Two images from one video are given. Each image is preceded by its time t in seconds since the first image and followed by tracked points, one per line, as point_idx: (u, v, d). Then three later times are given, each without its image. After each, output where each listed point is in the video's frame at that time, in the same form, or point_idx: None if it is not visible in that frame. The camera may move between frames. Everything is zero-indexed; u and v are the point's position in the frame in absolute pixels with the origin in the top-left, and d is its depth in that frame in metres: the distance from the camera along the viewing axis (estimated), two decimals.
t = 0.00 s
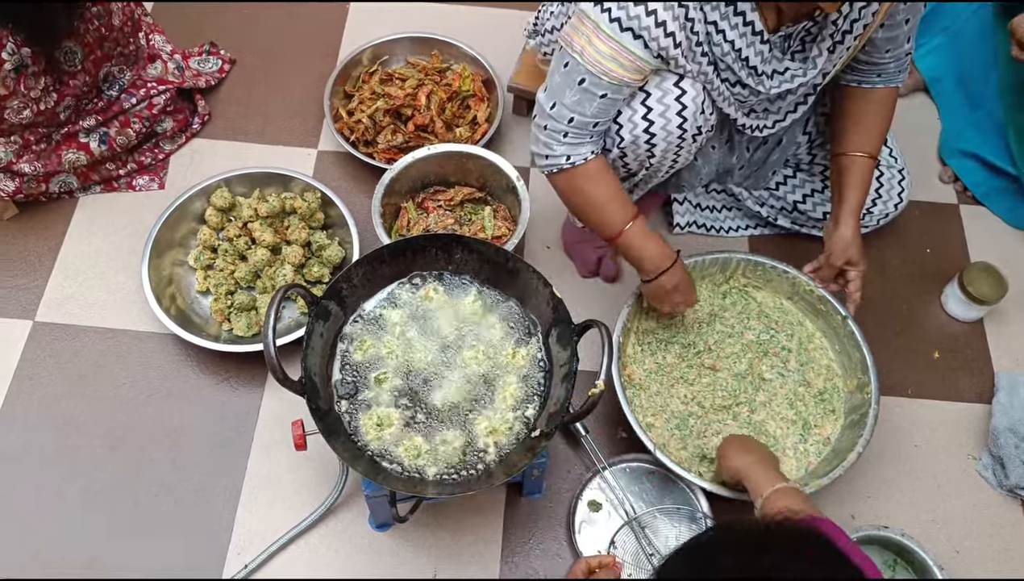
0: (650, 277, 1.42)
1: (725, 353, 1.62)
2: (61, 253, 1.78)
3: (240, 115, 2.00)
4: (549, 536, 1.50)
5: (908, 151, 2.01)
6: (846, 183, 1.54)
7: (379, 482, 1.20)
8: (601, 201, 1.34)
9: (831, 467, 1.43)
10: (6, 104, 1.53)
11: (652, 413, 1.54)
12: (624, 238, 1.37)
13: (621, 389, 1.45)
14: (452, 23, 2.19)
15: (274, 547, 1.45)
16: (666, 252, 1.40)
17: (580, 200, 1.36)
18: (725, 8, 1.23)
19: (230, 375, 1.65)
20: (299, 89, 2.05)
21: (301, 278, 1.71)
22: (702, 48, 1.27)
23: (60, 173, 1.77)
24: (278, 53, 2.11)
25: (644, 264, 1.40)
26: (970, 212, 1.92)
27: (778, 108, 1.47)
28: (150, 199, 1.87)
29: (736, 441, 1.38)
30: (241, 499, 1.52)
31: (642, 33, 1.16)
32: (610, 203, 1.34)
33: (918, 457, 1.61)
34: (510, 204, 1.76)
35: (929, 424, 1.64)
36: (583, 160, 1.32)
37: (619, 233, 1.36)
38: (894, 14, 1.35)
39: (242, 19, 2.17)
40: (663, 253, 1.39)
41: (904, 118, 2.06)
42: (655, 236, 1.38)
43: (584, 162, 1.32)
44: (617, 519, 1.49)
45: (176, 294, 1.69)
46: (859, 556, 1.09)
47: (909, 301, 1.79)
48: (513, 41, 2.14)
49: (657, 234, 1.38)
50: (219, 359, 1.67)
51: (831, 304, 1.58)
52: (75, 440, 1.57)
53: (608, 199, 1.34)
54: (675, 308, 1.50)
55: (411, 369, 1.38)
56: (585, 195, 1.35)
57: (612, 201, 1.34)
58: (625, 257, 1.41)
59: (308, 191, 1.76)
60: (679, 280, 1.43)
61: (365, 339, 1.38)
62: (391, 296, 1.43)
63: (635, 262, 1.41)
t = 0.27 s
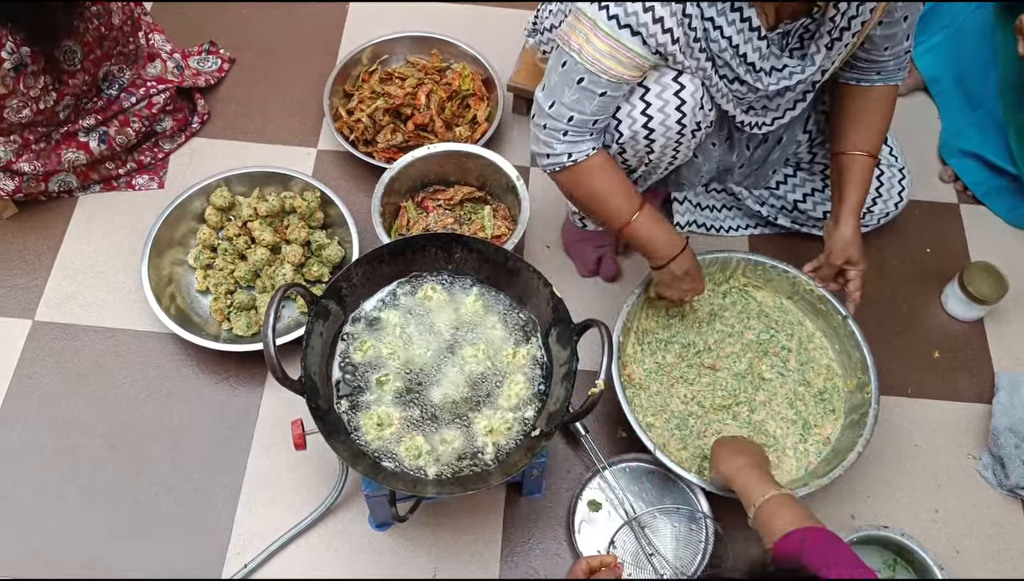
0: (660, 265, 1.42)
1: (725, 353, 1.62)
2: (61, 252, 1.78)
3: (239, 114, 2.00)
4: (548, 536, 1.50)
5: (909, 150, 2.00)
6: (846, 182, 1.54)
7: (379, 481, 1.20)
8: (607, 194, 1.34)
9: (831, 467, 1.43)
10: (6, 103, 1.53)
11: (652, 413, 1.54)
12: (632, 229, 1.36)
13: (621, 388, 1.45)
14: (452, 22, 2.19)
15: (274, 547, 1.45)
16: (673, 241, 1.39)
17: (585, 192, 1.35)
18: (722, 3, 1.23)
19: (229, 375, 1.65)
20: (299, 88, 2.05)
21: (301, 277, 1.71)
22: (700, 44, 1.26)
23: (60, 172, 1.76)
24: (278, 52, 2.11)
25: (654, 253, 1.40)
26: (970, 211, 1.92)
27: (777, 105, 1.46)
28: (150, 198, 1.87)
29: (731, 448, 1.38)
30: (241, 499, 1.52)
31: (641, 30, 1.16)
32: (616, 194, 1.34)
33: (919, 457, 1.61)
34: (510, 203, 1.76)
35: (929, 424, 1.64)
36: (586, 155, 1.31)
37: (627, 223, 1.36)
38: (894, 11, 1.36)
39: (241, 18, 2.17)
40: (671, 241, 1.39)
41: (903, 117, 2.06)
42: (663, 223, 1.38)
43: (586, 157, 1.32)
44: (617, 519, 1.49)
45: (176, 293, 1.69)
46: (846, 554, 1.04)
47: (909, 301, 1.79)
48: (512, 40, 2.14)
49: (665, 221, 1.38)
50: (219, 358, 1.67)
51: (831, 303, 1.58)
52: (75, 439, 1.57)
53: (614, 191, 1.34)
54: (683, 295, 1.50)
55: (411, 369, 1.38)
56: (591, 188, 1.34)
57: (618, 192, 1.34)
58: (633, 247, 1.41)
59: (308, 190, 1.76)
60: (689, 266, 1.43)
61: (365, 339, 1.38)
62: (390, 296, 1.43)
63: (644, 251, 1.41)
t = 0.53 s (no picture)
0: (660, 257, 1.38)
1: (726, 350, 1.62)
2: (63, 250, 1.78)
3: (241, 112, 2.00)
4: (550, 533, 1.51)
5: (910, 148, 2.00)
6: (846, 179, 1.54)
7: (381, 479, 1.20)
8: (596, 183, 1.33)
9: (832, 465, 1.43)
10: (8, 101, 1.54)
11: (654, 410, 1.54)
12: (626, 218, 1.34)
13: (623, 386, 1.46)
14: (453, 20, 2.19)
15: (276, 544, 1.45)
16: (672, 230, 1.35)
17: (575, 184, 1.35)
18: None
19: (231, 372, 1.65)
20: (301, 86, 2.05)
21: (303, 275, 1.71)
22: (688, 34, 1.27)
23: (62, 170, 1.76)
24: (280, 50, 2.11)
25: (652, 243, 1.36)
26: (972, 209, 1.92)
27: (770, 100, 1.46)
28: (152, 196, 1.87)
29: (771, 425, 1.21)
30: (243, 497, 1.53)
31: (625, 18, 1.17)
32: (607, 182, 1.33)
33: (921, 455, 1.61)
34: (512, 201, 1.76)
35: (931, 422, 1.64)
36: (573, 143, 1.31)
37: (621, 212, 1.34)
38: (888, 6, 1.36)
39: (243, 16, 2.16)
40: (669, 230, 1.35)
41: (904, 115, 2.05)
42: (660, 212, 1.35)
43: (574, 146, 1.32)
44: (618, 517, 1.49)
45: (178, 291, 1.69)
46: None
47: (910, 299, 1.79)
48: (515, 38, 2.14)
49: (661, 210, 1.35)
50: (221, 356, 1.67)
51: (833, 301, 1.57)
52: (77, 436, 1.58)
53: (605, 179, 1.32)
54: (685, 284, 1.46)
55: (413, 368, 1.38)
56: (581, 178, 1.34)
57: (609, 180, 1.33)
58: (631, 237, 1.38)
59: (310, 188, 1.76)
60: (690, 257, 1.39)
61: (368, 338, 1.38)
62: (392, 294, 1.43)
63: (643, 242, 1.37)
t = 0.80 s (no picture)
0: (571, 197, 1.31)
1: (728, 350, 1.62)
2: (65, 249, 1.78)
3: (244, 111, 2.00)
4: (552, 533, 1.50)
5: (913, 147, 1.99)
6: (847, 179, 1.54)
7: (382, 479, 1.20)
8: (530, 122, 1.32)
9: (833, 465, 1.43)
10: (10, 101, 1.54)
11: (656, 410, 1.54)
12: (548, 155, 1.31)
13: (624, 385, 1.45)
14: (456, 20, 2.19)
15: (278, 544, 1.46)
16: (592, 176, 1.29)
17: (514, 122, 1.35)
18: None
19: (233, 372, 1.65)
20: (303, 85, 2.05)
21: (304, 274, 1.71)
22: (666, 26, 1.30)
23: (64, 169, 1.76)
24: (282, 49, 2.11)
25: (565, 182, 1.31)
26: (974, 209, 1.91)
27: (755, 97, 1.45)
28: (154, 195, 1.87)
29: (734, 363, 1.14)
30: (245, 496, 1.53)
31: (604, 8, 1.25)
32: (537, 122, 1.32)
33: (923, 455, 1.60)
34: (514, 200, 1.76)
35: (933, 421, 1.64)
36: (521, 87, 1.34)
37: (542, 147, 1.31)
38: (883, 7, 1.36)
39: (245, 16, 2.17)
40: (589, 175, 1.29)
41: (907, 114, 2.05)
42: (581, 153, 1.30)
43: (519, 90, 1.34)
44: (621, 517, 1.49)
45: (180, 290, 1.69)
46: None
47: (913, 298, 1.79)
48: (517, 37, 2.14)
49: (583, 153, 1.30)
50: (223, 356, 1.67)
51: (835, 301, 1.57)
52: (79, 436, 1.58)
53: (535, 117, 1.32)
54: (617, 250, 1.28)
55: (414, 368, 1.38)
56: (518, 117, 1.34)
57: (539, 118, 1.32)
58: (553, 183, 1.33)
59: (312, 187, 1.76)
60: (602, 203, 1.27)
61: (369, 337, 1.38)
62: (393, 294, 1.42)
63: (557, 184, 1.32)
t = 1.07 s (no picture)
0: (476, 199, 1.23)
1: (729, 349, 1.62)
2: (66, 249, 1.78)
3: (244, 110, 2.00)
4: (553, 533, 1.51)
5: (914, 147, 1.99)
6: (849, 179, 1.54)
7: (385, 477, 1.20)
8: (488, 108, 1.30)
9: (835, 464, 1.43)
10: (11, 101, 1.54)
11: (657, 409, 1.54)
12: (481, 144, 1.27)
13: (626, 384, 1.45)
14: (456, 19, 2.19)
15: (279, 543, 1.46)
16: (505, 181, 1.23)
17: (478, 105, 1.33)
18: None
19: (234, 371, 1.65)
20: (303, 84, 2.05)
21: (305, 274, 1.71)
22: (659, 21, 1.30)
23: (65, 169, 1.76)
24: (283, 49, 2.11)
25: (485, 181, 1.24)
26: (975, 208, 1.91)
27: (749, 94, 1.44)
28: (155, 194, 1.87)
29: (530, 365, 1.02)
30: (246, 495, 1.53)
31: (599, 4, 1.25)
32: (496, 116, 1.29)
33: (923, 454, 1.60)
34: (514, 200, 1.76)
35: (934, 420, 1.64)
36: (501, 76, 1.32)
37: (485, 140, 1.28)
38: (882, 8, 1.35)
39: (247, 15, 2.17)
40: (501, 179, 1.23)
41: (908, 113, 2.05)
42: (511, 165, 1.26)
43: (500, 77, 1.32)
44: (621, 516, 1.49)
45: (181, 290, 1.69)
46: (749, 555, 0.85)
47: (913, 298, 1.79)
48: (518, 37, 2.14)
49: (512, 166, 1.26)
50: (224, 355, 1.67)
51: (835, 300, 1.57)
52: (80, 435, 1.58)
53: (500, 111, 1.29)
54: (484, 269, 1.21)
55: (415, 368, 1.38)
56: (483, 105, 1.31)
57: (501, 113, 1.29)
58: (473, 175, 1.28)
59: (312, 187, 1.76)
60: (496, 213, 1.20)
61: (369, 337, 1.39)
62: (394, 294, 1.43)
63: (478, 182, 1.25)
